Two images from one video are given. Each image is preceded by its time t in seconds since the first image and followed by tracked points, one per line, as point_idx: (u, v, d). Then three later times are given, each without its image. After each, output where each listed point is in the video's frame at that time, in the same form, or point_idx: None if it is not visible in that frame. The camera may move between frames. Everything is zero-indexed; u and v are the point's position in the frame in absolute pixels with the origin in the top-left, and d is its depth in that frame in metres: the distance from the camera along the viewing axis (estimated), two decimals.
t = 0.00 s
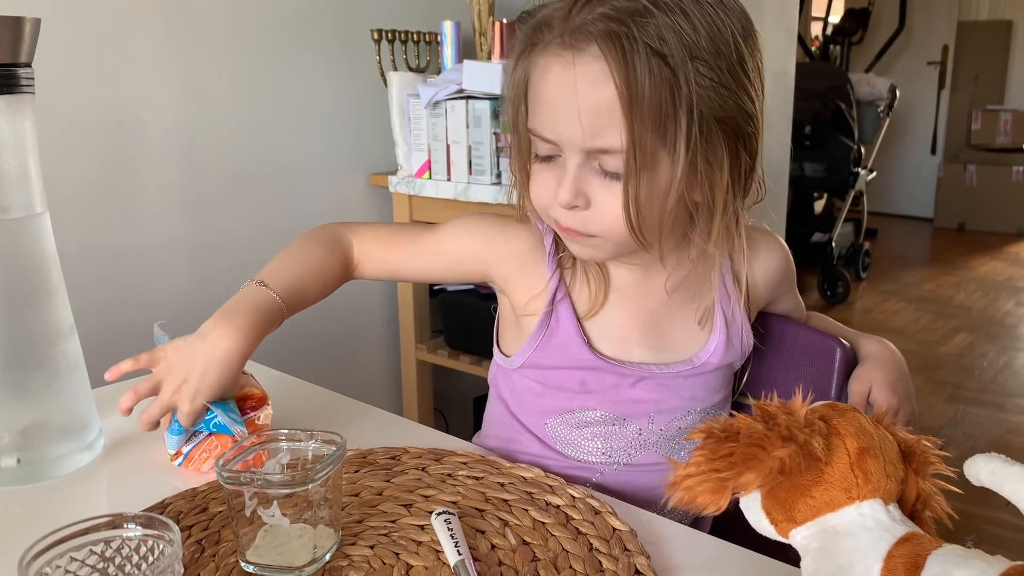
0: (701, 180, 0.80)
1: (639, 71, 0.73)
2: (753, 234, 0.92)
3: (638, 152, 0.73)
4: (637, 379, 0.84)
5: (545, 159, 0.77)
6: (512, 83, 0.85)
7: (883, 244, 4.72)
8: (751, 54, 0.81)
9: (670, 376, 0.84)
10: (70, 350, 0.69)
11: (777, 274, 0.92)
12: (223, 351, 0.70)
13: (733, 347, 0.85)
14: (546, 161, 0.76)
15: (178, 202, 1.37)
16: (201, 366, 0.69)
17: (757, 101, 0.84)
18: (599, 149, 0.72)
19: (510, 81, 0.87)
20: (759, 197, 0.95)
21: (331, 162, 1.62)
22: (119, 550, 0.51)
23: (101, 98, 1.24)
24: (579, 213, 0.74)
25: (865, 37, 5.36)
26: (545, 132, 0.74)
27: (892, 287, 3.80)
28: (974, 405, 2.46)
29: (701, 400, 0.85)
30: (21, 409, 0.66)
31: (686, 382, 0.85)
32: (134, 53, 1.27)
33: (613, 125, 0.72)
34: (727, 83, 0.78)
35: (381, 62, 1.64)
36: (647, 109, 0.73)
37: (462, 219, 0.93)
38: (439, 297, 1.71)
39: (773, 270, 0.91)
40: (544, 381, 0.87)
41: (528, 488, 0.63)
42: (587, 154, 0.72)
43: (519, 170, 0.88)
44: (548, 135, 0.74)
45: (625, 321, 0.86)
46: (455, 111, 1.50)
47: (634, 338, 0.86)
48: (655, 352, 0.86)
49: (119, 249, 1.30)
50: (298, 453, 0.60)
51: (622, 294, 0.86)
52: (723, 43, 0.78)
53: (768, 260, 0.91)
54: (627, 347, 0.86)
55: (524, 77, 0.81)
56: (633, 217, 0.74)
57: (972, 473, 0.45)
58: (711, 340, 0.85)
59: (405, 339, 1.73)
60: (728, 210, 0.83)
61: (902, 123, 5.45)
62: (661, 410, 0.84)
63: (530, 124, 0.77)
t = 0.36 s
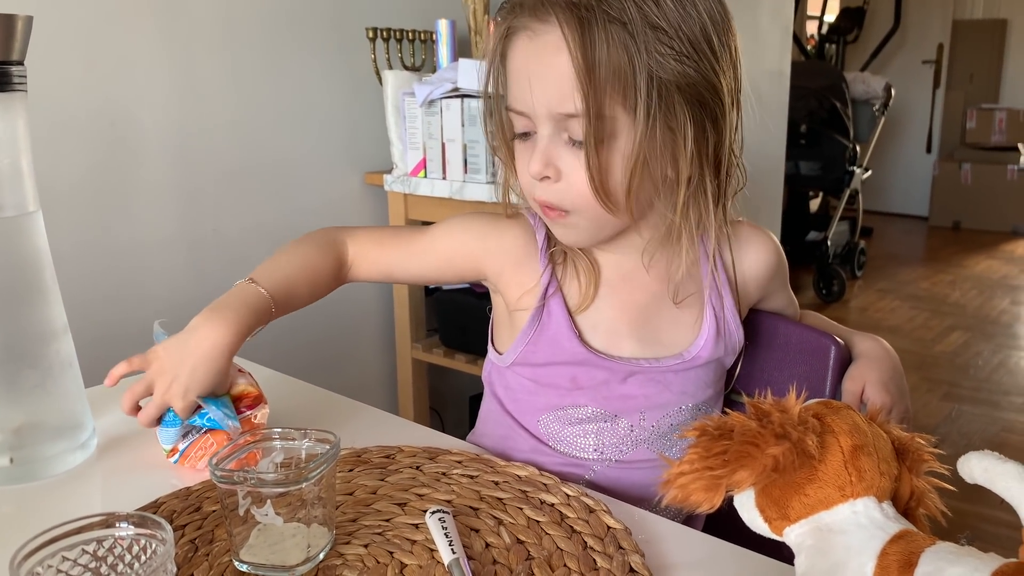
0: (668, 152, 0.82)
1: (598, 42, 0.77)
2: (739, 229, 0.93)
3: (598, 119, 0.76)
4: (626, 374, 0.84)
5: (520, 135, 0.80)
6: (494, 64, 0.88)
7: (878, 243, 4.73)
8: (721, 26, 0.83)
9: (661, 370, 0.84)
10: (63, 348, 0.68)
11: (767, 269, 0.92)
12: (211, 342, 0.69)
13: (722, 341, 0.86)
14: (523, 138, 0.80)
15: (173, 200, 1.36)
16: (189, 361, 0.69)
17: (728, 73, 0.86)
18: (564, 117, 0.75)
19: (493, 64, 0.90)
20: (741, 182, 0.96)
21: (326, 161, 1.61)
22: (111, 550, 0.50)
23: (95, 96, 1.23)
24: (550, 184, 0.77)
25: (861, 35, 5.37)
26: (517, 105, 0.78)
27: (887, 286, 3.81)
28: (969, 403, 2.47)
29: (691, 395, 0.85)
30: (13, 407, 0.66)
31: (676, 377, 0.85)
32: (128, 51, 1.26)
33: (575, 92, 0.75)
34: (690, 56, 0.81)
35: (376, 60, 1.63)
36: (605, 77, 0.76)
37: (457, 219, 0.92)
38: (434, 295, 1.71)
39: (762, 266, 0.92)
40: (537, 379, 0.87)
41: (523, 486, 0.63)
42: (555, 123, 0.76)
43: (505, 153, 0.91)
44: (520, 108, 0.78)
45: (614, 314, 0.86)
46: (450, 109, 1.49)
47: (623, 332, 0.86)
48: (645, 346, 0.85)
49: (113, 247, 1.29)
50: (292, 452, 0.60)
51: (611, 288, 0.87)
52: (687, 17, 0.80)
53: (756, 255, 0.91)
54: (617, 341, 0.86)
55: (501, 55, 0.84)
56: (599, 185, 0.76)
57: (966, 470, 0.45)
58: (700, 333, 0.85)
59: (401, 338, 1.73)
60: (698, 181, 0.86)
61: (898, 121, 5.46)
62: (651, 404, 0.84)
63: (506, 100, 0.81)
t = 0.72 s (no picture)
0: (667, 157, 0.83)
1: (605, 46, 0.78)
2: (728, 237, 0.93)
3: (601, 121, 0.77)
4: (614, 377, 0.84)
5: (521, 136, 0.80)
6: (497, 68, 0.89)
7: (874, 250, 4.75)
8: (723, 36, 0.84)
9: (648, 373, 0.84)
10: (60, 357, 0.69)
11: (756, 275, 0.93)
12: (249, 305, 0.73)
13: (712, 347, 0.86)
14: (524, 139, 0.80)
15: (170, 207, 1.37)
16: (229, 318, 0.71)
17: (729, 83, 0.87)
18: (569, 119, 0.76)
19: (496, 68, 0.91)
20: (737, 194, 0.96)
21: (324, 168, 1.62)
22: (107, 560, 0.51)
23: (93, 103, 1.23)
24: (548, 185, 0.78)
25: (857, 43, 5.39)
26: (522, 105, 0.78)
27: (883, 293, 3.82)
28: (964, 411, 2.47)
29: (679, 399, 0.85)
30: (11, 416, 0.66)
31: (664, 381, 0.84)
32: (126, 59, 1.27)
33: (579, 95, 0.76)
34: (693, 63, 0.82)
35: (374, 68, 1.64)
36: (610, 81, 0.77)
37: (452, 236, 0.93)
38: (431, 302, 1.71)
39: (751, 273, 0.92)
40: (527, 385, 0.88)
41: (518, 496, 0.64)
42: (558, 124, 0.76)
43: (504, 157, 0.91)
44: (524, 108, 0.79)
45: (602, 318, 0.87)
46: (447, 118, 1.50)
47: (610, 335, 0.86)
48: (633, 349, 0.86)
49: (110, 254, 1.29)
50: (288, 462, 0.61)
51: (598, 292, 0.87)
52: (690, 26, 0.81)
53: (745, 262, 0.92)
54: (605, 344, 0.86)
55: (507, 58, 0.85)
56: (599, 187, 0.77)
57: (954, 484, 0.46)
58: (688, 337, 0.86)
59: (397, 345, 1.73)
60: (697, 186, 0.87)
61: (893, 129, 5.48)
62: (638, 408, 0.84)
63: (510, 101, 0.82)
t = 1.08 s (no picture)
0: (653, 180, 0.83)
1: (594, 68, 0.79)
2: (717, 251, 0.94)
3: (588, 142, 0.77)
4: (605, 390, 0.84)
5: (511, 150, 0.81)
6: (490, 83, 0.90)
7: (868, 262, 4.77)
8: (715, 61, 0.85)
9: (638, 386, 0.85)
10: (52, 370, 0.69)
11: (745, 289, 0.93)
12: (276, 285, 0.79)
13: (701, 359, 0.87)
14: (513, 154, 0.81)
15: (165, 219, 1.37)
16: (257, 285, 0.76)
17: (719, 107, 0.88)
18: (557, 136, 0.77)
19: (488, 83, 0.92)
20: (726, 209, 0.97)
21: (319, 179, 1.62)
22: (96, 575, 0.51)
23: (89, 115, 1.24)
24: (537, 201, 0.78)
25: (850, 57, 5.43)
26: (512, 121, 0.79)
27: (877, 305, 3.84)
28: (957, 423, 2.48)
29: (669, 411, 0.85)
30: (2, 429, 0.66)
31: (654, 394, 0.85)
32: (122, 71, 1.27)
33: (568, 115, 0.77)
34: (682, 89, 0.82)
35: (369, 81, 1.65)
36: (597, 103, 0.78)
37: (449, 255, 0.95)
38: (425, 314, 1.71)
39: (741, 287, 0.93)
40: (518, 397, 0.88)
41: (508, 509, 0.64)
42: (545, 141, 0.77)
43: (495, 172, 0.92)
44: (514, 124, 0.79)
45: (592, 332, 0.87)
46: (442, 130, 1.51)
47: (601, 348, 0.86)
48: (623, 362, 0.86)
49: (104, 265, 1.30)
50: (278, 476, 0.61)
51: (588, 305, 0.88)
52: (681, 52, 0.82)
53: (735, 276, 0.93)
54: (595, 356, 0.86)
55: (499, 74, 0.86)
56: (585, 205, 0.78)
57: (940, 499, 0.46)
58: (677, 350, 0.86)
59: (391, 356, 1.73)
60: (683, 207, 0.88)
61: (887, 142, 5.52)
62: (629, 420, 0.84)
63: (501, 116, 0.83)
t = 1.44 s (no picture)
0: (638, 187, 0.83)
1: (569, 81, 0.79)
2: (710, 259, 0.94)
3: (568, 154, 0.77)
4: (601, 398, 0.84)
5: (497, 164, 0.82)
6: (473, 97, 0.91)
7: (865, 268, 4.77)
8: (694, 66, 0.85)
9: (635, 394, 0.85)
10: (47, 379, 0.69)
11: (738, 296, 0.93)
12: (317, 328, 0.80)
13: (698, 367, 0.87)
14: (499, 168, 0.81)
15: (161, 227, 1.37)
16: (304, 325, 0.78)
17: (701, 113, 0.87)
18: (539, 150, 0.77)
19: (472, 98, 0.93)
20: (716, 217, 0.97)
21: (315, 187, 1.62)
22: None
23: (84, 124, 1.24)
24: (526, 214, 0.78)
25: (846, 63, 5.45)
26: (494, 137, 0.80)
27: (874, 311, 3.84)
28: (955, 429, 2.48)
29: (666, 420, 0.85)
30: None
31: (651, 402, 0.85)
32: (117, 79, 1.27)
33: (546, 128, 0.77)
34: (661, 96, 0.82)
35: (365, 89, 1.65)
36: (576, 115, 0.78)
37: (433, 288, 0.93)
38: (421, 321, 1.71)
39: (735, 294, 0.93)
40: (514, 407, 0.88)
41: (504, 517, 0.64)
42: (528, 155, 0.77)
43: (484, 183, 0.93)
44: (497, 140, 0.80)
45: (587, 340, 0.87)
46: (438, 137, 1.51)
47: (596, 356, 0.86)
48: (619, 370, 0.86)
49: (100, 273, 1.29)
50: (273, 485, 0.61)
51: (581, 313, 0.88)
52: (657, 59, 0.82)
53: (728, 283, 0.93)
54: (590, 365, 0.86)
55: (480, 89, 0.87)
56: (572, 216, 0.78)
57: (936, 505, 0.46)
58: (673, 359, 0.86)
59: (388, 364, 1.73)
60: (670, 213, 0.88)
61: (883, 147, 5.53)
62: (625, 428, 0.84)
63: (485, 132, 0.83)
